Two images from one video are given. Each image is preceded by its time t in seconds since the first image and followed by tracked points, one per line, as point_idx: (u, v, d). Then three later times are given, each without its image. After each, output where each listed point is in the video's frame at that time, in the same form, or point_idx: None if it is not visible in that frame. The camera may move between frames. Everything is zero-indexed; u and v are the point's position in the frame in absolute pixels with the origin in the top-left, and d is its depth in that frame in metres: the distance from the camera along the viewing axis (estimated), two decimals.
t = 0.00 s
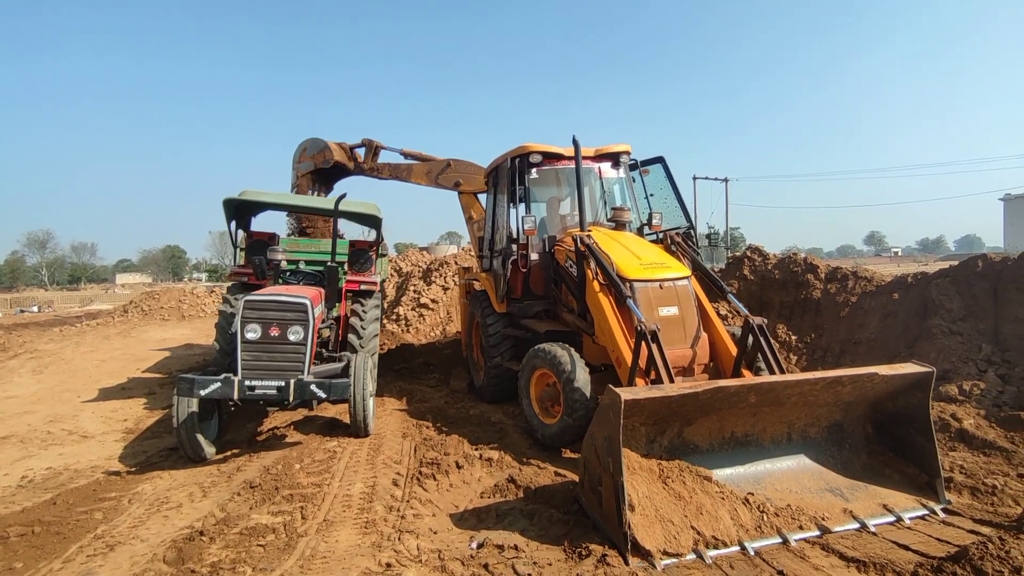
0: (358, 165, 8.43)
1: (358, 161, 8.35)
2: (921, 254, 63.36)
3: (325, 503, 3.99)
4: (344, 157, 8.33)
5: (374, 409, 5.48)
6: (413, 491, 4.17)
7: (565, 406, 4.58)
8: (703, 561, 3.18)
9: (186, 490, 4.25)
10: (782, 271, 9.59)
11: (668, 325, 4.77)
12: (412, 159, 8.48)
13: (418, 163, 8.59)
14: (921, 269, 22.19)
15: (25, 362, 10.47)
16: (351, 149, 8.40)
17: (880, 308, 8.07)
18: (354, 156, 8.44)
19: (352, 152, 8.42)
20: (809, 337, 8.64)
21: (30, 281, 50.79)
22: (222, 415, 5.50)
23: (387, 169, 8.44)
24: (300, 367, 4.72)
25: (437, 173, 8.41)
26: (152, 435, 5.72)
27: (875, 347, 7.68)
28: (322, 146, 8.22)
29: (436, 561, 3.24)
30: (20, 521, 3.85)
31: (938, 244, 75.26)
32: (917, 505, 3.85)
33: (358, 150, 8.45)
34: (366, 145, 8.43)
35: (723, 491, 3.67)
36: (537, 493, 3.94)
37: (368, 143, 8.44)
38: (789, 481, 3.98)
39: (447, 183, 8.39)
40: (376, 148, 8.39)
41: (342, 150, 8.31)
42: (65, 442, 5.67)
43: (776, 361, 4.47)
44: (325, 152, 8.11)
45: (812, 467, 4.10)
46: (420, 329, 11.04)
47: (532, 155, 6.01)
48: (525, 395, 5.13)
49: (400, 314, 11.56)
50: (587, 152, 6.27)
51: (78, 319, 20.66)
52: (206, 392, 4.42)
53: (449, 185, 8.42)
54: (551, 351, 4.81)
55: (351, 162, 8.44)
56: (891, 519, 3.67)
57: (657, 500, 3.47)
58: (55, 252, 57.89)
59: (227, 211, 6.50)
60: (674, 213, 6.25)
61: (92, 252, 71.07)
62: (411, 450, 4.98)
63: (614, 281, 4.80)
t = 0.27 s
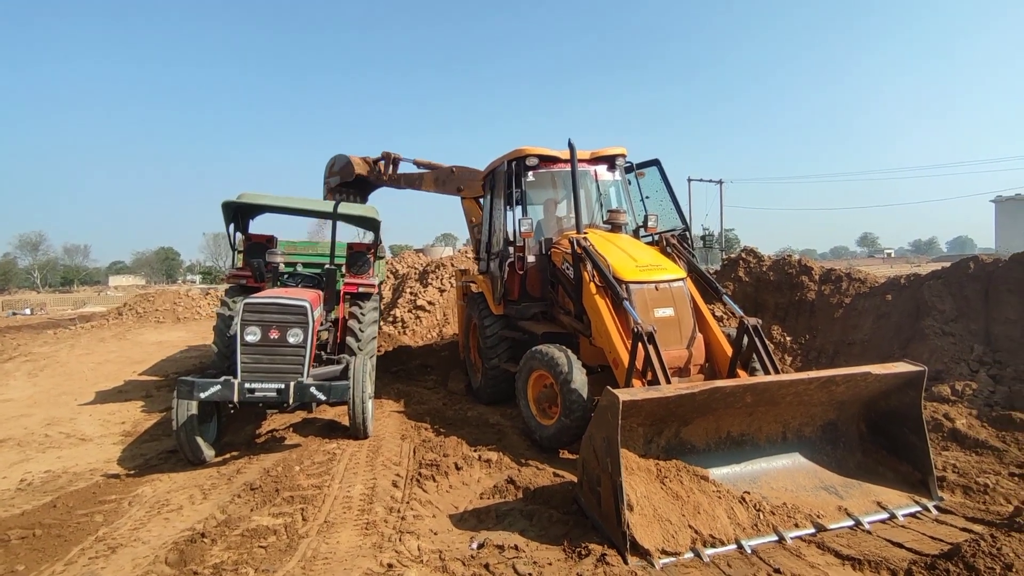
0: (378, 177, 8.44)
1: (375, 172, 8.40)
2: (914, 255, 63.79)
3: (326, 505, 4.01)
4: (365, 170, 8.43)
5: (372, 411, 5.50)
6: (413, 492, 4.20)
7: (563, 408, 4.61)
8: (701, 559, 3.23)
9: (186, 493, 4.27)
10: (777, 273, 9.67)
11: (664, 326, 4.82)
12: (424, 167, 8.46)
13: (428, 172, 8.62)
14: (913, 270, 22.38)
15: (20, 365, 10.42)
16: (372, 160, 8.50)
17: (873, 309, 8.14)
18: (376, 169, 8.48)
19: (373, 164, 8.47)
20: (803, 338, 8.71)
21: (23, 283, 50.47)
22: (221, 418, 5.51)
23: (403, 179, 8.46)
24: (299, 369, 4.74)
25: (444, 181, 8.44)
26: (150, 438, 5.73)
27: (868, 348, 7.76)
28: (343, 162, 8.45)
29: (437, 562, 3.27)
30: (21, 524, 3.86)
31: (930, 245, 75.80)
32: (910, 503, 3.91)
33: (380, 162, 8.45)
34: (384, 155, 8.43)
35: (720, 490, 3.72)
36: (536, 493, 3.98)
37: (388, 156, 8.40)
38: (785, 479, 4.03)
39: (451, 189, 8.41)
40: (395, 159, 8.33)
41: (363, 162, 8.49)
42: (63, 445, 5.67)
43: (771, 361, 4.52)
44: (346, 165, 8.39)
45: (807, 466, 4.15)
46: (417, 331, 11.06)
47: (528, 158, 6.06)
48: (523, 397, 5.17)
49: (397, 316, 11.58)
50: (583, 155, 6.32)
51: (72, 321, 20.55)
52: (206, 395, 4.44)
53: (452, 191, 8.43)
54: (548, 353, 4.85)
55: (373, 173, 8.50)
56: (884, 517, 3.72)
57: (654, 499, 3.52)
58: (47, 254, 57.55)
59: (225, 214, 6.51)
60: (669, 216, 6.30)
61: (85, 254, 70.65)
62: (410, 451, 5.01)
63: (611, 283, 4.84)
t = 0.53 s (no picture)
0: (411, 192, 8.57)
1: (406, 187, 8.60)
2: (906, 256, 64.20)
3: (325, 505, 4.03)
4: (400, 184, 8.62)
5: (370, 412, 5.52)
6: (411, 492, 4.22)
7: (561, 408, 4.64)
8: (698, 557, 3.26)
9: (185, 493, 4.28)
10: (771, 274, 9.73)
11: (661, 327, 4.85)
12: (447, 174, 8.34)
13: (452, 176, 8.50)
14: (905, 271, 22.57)
15: (14, 367, 10.37)
16: (409, 175, 8.70)
17: (867, 310, 8.22)
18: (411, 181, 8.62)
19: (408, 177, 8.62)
20: (798, 338, 8.78)
21: (14, 285, 50.14)
22: (218, 419, 5.51)
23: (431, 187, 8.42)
24: (298, 370, 4.75)
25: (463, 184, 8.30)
26: (147, 439, 5.72)
27: (862, 348, 7.82)
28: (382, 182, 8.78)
29: (437, 561, 3.29)
30: (19, 525, 3.86)
31: (923, 246, 76.29)
32: (904, 501, 3.96)
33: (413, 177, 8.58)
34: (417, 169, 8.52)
35: (717, 490, 3.76)
36: (534, 493, 4.01)
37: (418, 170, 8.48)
38: (781, 479, 4.08)
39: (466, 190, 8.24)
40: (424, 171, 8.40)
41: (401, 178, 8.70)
42: (60, 447, 5.66)
43: (767, 363, 4.56)
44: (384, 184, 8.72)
45: (802, 465, 4.19)
46: (414, 332, 11.07)
47: (526, 160, 6.09)
48: (520, 397, 5.19)
49: (393, 317, 11.60)
50: (581, 157, 6.36)
51: (65, 323, 20.44)
52: (204, 395, 4.45)
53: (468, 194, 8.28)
54: (546, 354, 4.87)
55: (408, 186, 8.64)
56: (878, 515, 3.77)
57: (652, 498, 3.55)
58: (39, 256, 57.19)
59: (223, 215, 6.52)
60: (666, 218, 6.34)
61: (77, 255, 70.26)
62: (408, 452, 5.02)
63: (608, 284, 4.87)
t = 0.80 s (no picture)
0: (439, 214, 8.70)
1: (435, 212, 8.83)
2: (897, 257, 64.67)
3: (321, 505, 4.03)
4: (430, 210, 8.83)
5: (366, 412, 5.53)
6: (407, 492, 4.23)
7: (556, 408, 4.67)
8: (692, 555, 3.30)
9: (180, 494, 4.27)
10: (765, 275, 9.80)
11: (656, 328, 4.89)
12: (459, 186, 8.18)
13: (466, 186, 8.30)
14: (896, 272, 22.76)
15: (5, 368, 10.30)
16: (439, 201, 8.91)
17: (859, 311, 8.29)
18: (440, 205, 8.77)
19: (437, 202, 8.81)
20: (790, 339, 8.85)
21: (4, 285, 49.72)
22: (214, 419, 5.51)
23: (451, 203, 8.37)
24: (293, 370, 4.75)
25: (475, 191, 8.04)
26: (142, 440, 5.71)
27: (854, 349, 7.90)
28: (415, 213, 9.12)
29: (433, 560, 3.31)
30: (13, 526, 3.84)
31: (914, 248, 76.86)
32: (895, 499, 4.01)
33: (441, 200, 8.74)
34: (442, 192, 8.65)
35: (711, 488, 3.79)
36: (529, 492, 4.03)
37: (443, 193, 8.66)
38: (774, 478, 4.12)
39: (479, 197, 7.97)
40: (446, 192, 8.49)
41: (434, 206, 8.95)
42: (53, 448, 5.64)
43: (760, 363, 4.61)
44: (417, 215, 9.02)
45: (795, 464, 4.24)
46: (408, 333, 11.08)
47: (522, 161, 6.11)
48: (516, 397, 5.22)
49: (388, 317, 11.60)
50: (576, 158, 6.39)
51: (56, 323, 20.31)
52: (200, 395, 4.44)
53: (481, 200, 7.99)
54: (541, 354, 4.90)
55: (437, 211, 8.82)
56: (870, 514, 3.82)
57: (647, 497, 3.58)
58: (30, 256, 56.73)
59: (218, 216, 6.51)
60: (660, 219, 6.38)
61: (68, 255, 69.74)
62: (403, 452, 5.03)
63: (604, 284, 4.91)
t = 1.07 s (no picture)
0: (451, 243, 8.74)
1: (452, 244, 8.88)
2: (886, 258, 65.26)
3: (313, 505, 4.03)
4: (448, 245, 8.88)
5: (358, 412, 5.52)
6: (401, 492, 4.23)
7: (549, 407, 4.68)
8: (685, 553, 3.32)
9: (171, 494, 4.25)
10: (756, 275, 9.86)
11: (648, 328, 4.91)
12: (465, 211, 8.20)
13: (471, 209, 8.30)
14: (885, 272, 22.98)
15: None
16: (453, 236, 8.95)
17: (849, 311, 8.37)
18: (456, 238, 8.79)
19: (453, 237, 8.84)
20: (781, 339, 8.92)
21: None
22: (205, 420, 5.48)
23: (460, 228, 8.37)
24: (286, 370, 4.74)
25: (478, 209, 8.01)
26: (132, 440, 5.67)
27: (843, 349, 7.97)
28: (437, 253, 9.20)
29: (427, 559, 3.31)
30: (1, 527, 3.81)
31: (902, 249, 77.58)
32: (884, 497, 4.06)
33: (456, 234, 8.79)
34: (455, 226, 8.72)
35: (703, 487, 3.82)
36: (522, 492, 4.04)
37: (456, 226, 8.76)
38: (765, 477, 4.15)
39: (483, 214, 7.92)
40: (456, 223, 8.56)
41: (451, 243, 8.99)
42: (42, 448, 5.59)
43: (752, 363, 4.64)
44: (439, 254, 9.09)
45: (785, 463, 4.27)
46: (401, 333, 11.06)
47: (515, 161, 6.13)
48: (509, 397, 5.23)
49: (380, 318, 11.58)
50: (569, 159, 6.42)
51: (43, 323, 20.11)
52: (192, 396, 4.42)
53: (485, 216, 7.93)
54: (535, 354, 4.91)
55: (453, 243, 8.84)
56: (859, 512, 3.86)
57: (640, 496, 3.60)
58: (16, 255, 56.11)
59: (209, 215, 6.47)
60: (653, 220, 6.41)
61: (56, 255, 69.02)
62: (396, 452, 5.03)
63: (597, 285, 4.93)
